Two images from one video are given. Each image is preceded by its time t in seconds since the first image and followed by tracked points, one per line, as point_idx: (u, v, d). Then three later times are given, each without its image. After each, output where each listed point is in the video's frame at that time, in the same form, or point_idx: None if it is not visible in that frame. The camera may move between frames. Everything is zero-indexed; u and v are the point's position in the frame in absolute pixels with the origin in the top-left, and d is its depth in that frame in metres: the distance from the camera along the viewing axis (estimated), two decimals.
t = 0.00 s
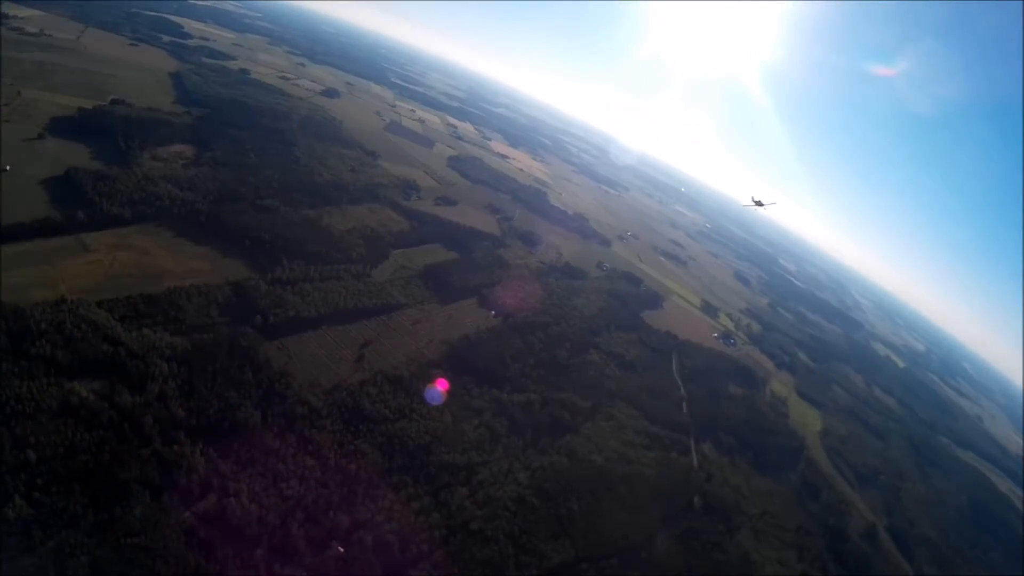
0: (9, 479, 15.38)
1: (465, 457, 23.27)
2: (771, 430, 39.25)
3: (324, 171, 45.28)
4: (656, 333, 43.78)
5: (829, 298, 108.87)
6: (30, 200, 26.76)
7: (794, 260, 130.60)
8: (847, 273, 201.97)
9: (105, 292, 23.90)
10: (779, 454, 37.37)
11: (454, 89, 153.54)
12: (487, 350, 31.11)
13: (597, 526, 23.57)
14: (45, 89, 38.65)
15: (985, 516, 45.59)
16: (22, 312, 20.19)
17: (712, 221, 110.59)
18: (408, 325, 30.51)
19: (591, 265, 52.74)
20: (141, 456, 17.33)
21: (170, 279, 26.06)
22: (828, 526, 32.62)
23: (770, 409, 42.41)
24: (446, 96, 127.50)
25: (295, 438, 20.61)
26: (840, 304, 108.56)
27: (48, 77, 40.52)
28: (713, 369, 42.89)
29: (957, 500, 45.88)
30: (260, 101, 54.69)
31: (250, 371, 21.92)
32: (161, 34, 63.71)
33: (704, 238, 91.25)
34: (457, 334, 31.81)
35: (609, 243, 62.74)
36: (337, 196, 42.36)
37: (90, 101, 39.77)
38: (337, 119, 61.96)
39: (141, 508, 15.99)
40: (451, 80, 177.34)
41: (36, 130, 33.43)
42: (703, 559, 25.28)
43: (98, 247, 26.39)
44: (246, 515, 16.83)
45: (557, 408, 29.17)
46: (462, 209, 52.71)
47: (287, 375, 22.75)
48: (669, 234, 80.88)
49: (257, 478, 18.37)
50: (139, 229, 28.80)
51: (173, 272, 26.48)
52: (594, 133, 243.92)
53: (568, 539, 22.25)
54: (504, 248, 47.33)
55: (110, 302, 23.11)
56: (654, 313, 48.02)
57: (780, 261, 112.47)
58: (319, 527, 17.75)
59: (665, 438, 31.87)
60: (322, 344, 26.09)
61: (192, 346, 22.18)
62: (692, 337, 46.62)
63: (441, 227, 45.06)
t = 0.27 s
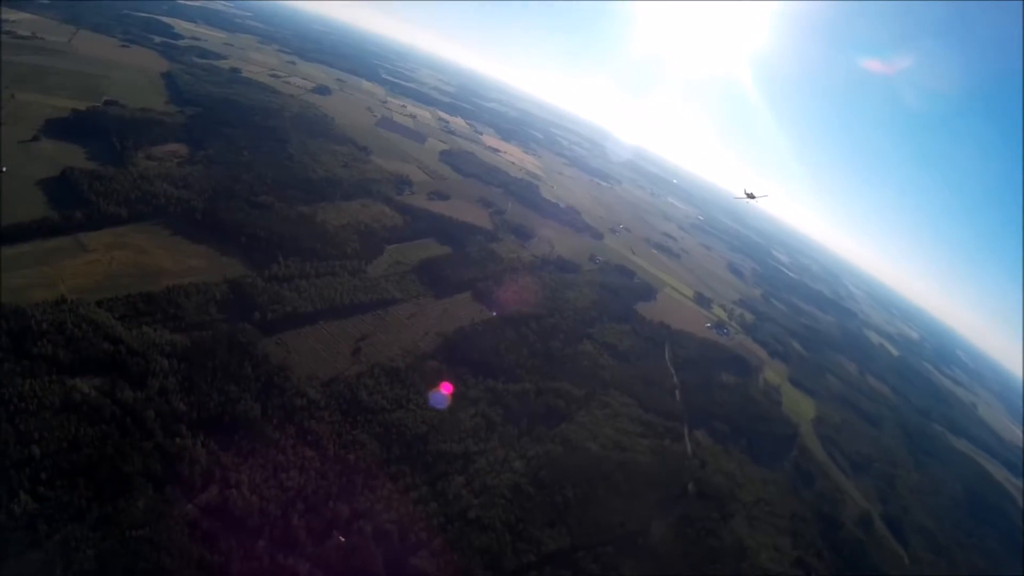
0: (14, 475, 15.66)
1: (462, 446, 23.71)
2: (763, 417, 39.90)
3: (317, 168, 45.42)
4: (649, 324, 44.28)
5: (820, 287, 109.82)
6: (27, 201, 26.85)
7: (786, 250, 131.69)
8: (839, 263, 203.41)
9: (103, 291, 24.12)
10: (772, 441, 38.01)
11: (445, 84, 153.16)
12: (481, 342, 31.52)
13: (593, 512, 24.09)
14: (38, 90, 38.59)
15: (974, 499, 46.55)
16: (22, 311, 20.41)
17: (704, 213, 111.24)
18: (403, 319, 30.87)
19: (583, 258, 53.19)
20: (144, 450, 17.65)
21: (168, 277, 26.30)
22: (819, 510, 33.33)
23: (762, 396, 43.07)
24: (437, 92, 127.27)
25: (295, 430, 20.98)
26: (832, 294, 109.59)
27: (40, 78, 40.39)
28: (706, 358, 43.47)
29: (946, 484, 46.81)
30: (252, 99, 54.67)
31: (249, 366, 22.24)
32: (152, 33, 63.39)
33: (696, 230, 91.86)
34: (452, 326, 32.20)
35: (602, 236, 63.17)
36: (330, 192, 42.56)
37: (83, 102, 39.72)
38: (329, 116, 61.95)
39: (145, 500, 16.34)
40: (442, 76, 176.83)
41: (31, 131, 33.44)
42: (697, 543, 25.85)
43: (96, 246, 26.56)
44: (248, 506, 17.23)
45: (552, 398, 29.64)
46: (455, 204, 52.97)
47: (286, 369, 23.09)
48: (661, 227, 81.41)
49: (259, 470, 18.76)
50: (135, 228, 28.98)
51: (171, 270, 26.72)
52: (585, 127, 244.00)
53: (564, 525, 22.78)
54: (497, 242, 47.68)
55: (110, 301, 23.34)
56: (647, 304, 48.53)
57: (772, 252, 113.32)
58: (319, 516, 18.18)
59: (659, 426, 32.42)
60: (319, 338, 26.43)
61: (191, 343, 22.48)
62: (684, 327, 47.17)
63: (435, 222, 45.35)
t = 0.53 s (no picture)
0: (20, 474, 16.00)
1: (459, 438, 24.19)
2: (756, 405, 40.54)
3: (310, 168, 45.64)
4: (642, 316, 44.82)
5: (812, 278, 110.82)
6: (26, 207, 27.11)
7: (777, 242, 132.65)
8: (831, 254, 204.85)
9: (103, 292, 24.37)
10: (765, 428, 38.68)
11: (435, 83, 153.02)
12: (476, 336, 31.98)
13: (589, 500, 24.63)
14: (32, 96, 38.69)
15: (965, 482, 47.42)
16: (23, 314, 20.67)
17: (695, 206, 111.94)
18: (399, 315, 31.25)
19: (576, 252, 53.68)
20: (147, 447, 18.01)
21: (166, 277, 26.57)
22: (811, 495, 34.00)
23: (755, 385, 43.76)
24: (428, 90, 127.22)
25: (295, 425, 21.37)
26: (823, 284, 110.64)
27: (34, 84, 40.49)
28: (699, 349, 44.11)
29: (937, 468, 47.65)
30: (243, 100, 54.75)
31: (248, 363, 22.58)
32: (143, 38, 63.28)
33: (688, 223, 92.57)
34: (447, 321, 32.61)
35: (594, 230, 63.65)
36: (323, 192, 42.78)
37: (77, 107, 39.84)
38: (321, 116, 62.05)
39: (150, 496, 16.73)
40: (432, 74, 176.53)
41: (26, 137, 33.60)
42: (693, 529, 26.38)
43: (94, 249, 26.79)
44: (250, 499, 17.67)
45: (547, 390, 30.16)
46: (447, 201, 53.30)
47: (285, 365, 23.45)
48: (653, 221, 82.05)
49: (260, 465, 19.18)
50: (132, 230, 29.20)
51: (168, 271, 26.98)
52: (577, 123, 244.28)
53: (561, 513, 23.31)
54: (490, 238, 48.09)
55: (109, 301, 23.61)
56: (640, 296, 49.10)
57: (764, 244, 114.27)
58: (321, 508, 18.64)
59: (653, 416, 32.99)
60: (317, 334, 26.79)
61: (190, 342, 22.79)
62: (677, 319, 47.79)
63: (428, 220, 45.66)
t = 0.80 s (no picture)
0: (22, 471, 16.27)
1: (453, 431, 24.68)
2: (746, 395, 41.28)
3: (301, 167, 45.84)
4: (632, 310, 45.43)
5: (800, 270, 112.04)
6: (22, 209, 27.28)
7: (766, 236, 133.85)
8: (820, 247, 206.84)
9: (99, 293, 24.59)
10: (754, 418, 39.37)
11: (424, 82, 152.90)
12: (468, 331, 32.45)
13: (582, 490, 25.21)
14: (24, 100, 38.63)
15: (951, 468, 48.48)
16: (22, 316, 20.90)
17: (685, 202, 112.79)
18: (391, 311, 31.66)
19: (566, 248, 54.21)
20: (147, 444, 18.34)
21: (161, 278, 26.81)
22: (800, 484, 34.77)
23: (744, 376, 44.48)
24: (417, 89, 127.19)
25: (291, 420, 21.76)
26: (812, 276, 111.92)
27: (25, 87, 40.42)
28: (689, 341, 44.79)
29: (923, 454, 48.67)
30: (234, 101, 54.75)
31: (244, 360, 22.95)
32: (132, 40, 63.03)
33: (677, 218, 93.35)
34: (439, 317, 33.06)
35: (584, 226, 64.22)
36: (315, 191, 43.00)
37: (69, 110, 39.83)
38: (311, 116, 62.11)
39: (150, 492, 17.09)
40: (421, 73, 176.30)
41: (20, 140, 33.62)
42: (685, 517, 26.96)
43: (89, 250, 26.97)
44: (250, 492, 18.11)
45: (538, 383, 30.77)
46: (438, 198, 53.64)
47: (280, 361, 23.82)
48: (643, 216, 82.75)
49: (259, 459, 19.58)
50: (127, 232, 29.44)
51: (164, 271, 27.22)
52: (567, 120, 244.74)
53: (555, 503, 23.83)
54: (481, 235, 48.53)
55: (106, 302, 23.85)
56: (630, 291, 49.74)
57: (753, 238, 115.27)
58: (319, 501, 19.08)
59: (645, 408, 33.59)
60: (311, 331, 27.15)
61: (187, 340, 23.11)
62: (667, 312, 48.46)
63: (419, 217, 46.00)
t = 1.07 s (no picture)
0: (22, 471, 16.58)
1: (444, 424, 25.25)
2: (732, 386, 42.20)
3: (289, 168, 46.04)
4: (619, 305, 46.17)
5: (785, 262, 113.69)
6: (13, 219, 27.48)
7: (752, 229, 135.46)
8: (805, 240, 209.56)
9: (93, 294, 24.81)
10: (741, 407, 40.31)
11: (410, 81, 152.71)
12: (457, 327, 33.01)
13: (573, 479, 25.86)
14: (11, 105, 38.52)
15: (933, 452, 49.77)
16: (17, 319, 21.10)
17: (672, 197, 113.92)
18: (381, 309, 32.09)
19: (553, 245, 54.89)
20: (144, 442, 18.71)
21: (154, 279, 27.04)
22: (786, 471, 35.71)
23: (730, 367, 45.44)
24: (403, 89, 127.07)
25: (286, 416, 22.19)
26: (797, 269, 113.57)
27: (12, 92, 40.26)
28: (676, 334, 45.66)
29: (906, 440, 49.94)
30: (221, 104, 54.70)
31: (238, 358, 23.31)
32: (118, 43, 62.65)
33: (663, 213, 94.41)
34: (428, 314, 33.55)
35: (571, 222, 64.89)
36: (303, 191, 43.19)
37: (57, 114, 39.76)
38: (298, 117, 62.13)
39: (149, 488, 17.48)
40: (407, 73, 175.89)
41: (9, 146, 33.60)
42: (675, 505, 27.67)
43: (82, 253, 27.14)
44: (247, 487, 18.58)
45: (527, 376, 31.49)
46: (425, 197, 54.04)
47: (273, 359, 24.22)
48: (629, 212, 83.64)
49: (254, 455, 20.01)
50: (118, 234, 29.62)
51: (156, 272, 27.44)
52: (553, 118, 245.45)
53: (546, 493, 24.45)
54: (468, 232, 49.03)
55: (100, 303, 24.08)
56: (617, 285, 50.51)
57: (738, 231, 116.68)
58: (314, 495, 19.61)
59: (633, 400, 34.34)
60: (302, 329, 27.52)
61: (181, 340, 23.43)
62: (653, 306, 49.31)
63: (407, 216, 46.39)
